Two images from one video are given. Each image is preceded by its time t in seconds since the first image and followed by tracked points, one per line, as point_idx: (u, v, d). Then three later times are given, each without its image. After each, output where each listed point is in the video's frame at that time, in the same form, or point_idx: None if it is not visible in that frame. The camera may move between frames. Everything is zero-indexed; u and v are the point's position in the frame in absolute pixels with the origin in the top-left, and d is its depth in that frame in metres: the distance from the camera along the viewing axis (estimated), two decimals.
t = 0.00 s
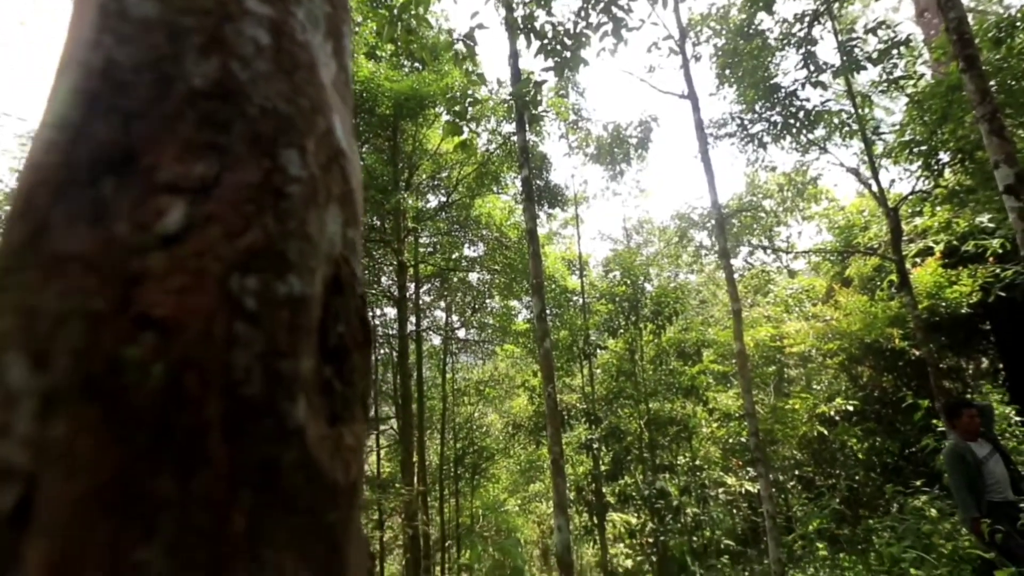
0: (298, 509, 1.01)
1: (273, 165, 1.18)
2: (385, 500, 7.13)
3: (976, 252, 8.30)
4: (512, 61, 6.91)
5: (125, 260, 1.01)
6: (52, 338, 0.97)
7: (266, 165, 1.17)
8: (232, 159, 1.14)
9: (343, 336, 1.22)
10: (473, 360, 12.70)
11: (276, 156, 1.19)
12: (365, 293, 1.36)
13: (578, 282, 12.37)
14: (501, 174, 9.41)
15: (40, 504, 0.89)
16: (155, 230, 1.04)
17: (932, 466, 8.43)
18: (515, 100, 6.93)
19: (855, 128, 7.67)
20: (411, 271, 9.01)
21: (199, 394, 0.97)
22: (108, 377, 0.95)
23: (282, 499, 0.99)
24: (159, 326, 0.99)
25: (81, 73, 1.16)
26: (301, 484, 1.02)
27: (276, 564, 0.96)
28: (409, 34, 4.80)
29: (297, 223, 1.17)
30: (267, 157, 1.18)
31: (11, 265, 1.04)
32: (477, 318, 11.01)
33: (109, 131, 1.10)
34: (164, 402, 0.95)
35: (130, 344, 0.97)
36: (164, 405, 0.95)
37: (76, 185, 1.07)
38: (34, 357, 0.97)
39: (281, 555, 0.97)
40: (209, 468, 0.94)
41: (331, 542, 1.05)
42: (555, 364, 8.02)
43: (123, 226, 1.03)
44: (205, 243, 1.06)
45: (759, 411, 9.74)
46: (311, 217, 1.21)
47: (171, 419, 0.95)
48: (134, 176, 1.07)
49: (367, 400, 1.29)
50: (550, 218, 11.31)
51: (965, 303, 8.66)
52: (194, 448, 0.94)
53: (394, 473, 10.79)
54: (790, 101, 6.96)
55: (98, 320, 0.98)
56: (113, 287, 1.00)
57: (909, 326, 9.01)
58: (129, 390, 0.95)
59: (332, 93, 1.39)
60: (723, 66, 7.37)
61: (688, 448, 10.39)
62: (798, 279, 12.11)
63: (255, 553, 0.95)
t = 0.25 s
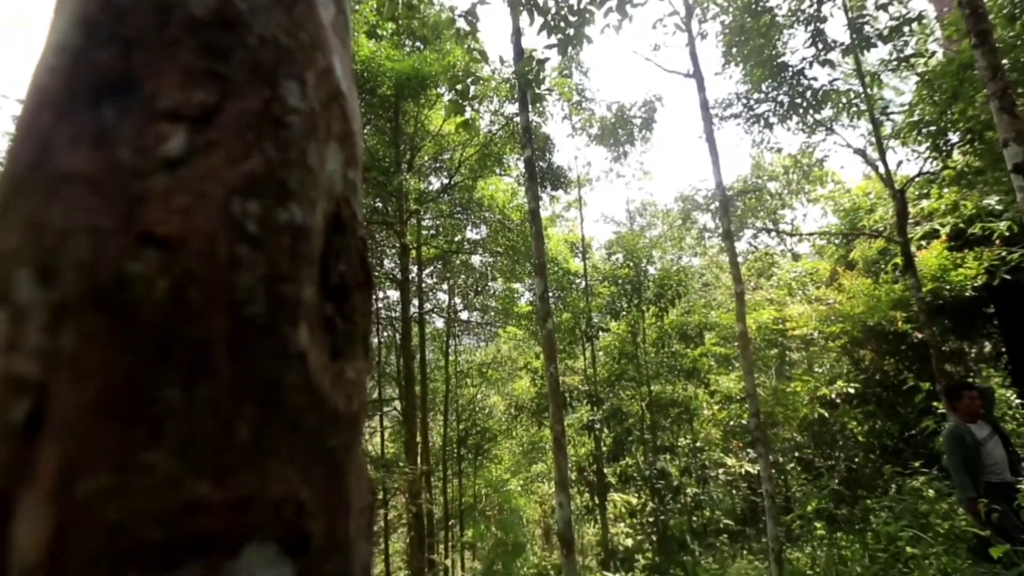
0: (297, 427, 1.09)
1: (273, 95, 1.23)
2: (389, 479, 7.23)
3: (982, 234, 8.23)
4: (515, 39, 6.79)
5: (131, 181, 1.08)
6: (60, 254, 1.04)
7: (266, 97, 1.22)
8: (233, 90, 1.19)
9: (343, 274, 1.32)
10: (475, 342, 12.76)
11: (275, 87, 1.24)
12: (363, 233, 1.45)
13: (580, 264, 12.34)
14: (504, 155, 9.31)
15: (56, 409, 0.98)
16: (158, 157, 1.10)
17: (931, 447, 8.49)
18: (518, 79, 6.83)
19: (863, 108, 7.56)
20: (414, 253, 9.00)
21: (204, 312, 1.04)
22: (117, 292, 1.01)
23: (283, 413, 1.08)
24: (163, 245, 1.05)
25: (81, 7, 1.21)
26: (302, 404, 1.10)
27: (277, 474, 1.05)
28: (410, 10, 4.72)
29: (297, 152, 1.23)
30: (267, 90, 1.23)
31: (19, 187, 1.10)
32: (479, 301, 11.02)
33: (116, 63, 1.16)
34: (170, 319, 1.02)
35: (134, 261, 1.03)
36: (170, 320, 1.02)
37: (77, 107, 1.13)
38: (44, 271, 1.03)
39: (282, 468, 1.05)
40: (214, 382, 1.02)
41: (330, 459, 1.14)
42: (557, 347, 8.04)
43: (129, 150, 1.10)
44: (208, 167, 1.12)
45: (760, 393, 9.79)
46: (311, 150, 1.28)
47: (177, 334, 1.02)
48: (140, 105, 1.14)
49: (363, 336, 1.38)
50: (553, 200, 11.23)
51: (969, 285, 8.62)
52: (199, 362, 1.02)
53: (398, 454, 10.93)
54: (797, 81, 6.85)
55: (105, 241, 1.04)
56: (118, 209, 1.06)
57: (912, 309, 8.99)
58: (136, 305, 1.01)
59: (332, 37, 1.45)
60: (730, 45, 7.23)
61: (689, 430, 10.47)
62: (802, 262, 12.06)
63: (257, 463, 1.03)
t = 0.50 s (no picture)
0: (295, 360, 1.08)
1: (269, 30, 1.22)
2: (389, 463, 7.29)
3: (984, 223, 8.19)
4: (516, 23, 6.69)
5: (123, 110, 1.07)
6: (54, 179, 1.03)
7: (262, 31, 1.21)
8: (228, 23, 1.18)
9: (341, 223, 1.30)
10: (475, 329, 12.78)
11: (272, 22, 1.23)
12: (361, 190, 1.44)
13: (580, 251, 12.31)
14: (504, 141, 9.24)
15: (48, 336, 0.96)
16: (155, 84, 1.10)
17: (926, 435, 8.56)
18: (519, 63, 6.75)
19: (867, 95, 7.49)
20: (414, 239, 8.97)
21: (199, 238, 1.03)
22: (110, 217, 1.01)
23: (284, 353, 1.06)
24: (158, 172, 1.04)
25: None
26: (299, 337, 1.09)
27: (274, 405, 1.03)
28: None
29: (294, 88, 1.22)
30: (264, 25, 1.22)
31: (14, 116, 1.10)
32: (479, 287, 11.01)
33: None
34: (165, 243, 1.01)
35: (128, 188, 1.02)
36: (165, 245, 1.01)
37: (67, 36, 1.13)
38: (38, 197, 1.02)
39: (278, 399, 1.03)
40: (210, 306, 1.00)
41: (327, 399, 1.13)
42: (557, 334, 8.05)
43: (123, 81, 1.09)
44: (203, 98, 1.11)
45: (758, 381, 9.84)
46: (309, 88, 1.25)
47: (171, 258, 1.00)
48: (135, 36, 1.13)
49: (360, 289, 1.36)
50: (554, 187, 11.16)
51: (969, 274, 8.62)
52: (195, 287, 1.00)
53: (398, 439, 11.02)
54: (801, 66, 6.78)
55: (100, 165, 1.03)
56: (113, 136, 1.06)
57: (912, 298, 8.99)
58: (130, 229, 1.00)
59: None
60: (734, 30, 7.13)
61: (687, 417, 10.54)
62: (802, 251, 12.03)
63: (254, 393, 1.01)
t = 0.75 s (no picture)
0: (289, 277, 0.98)
1: None
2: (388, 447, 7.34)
3: (987, 212, 8.15)
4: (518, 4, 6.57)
5: (103, 14, 0.96)
6: (30, 81, 0.93)
7: None
8: None
9: (337, 159, 1.15)
10: (474, 314, 12.78)
11: None
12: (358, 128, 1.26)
13: (581, 237, 12.26)
14: (505, 125, 9.13)
15: (29, 247, 0.88)
16: None
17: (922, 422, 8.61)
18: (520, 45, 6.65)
19: (873, 80, 7.38)
20: (413, 223, 8.93)
21: (186, 150, 0.94)
22: (90, 124, 0.91)
23: (276, 276, 0.96)
24: (142, 80, 0.94)
25: None
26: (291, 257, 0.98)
27: (264, 324, 0.93)
28: None
29: (286, 8, 1.09)
30: None
31: None
32: (479, 273, 10.99)
33: None
34: (150, 147, 0.92)
35: (110, 96, 0.93)
36: (150, 155, 0.92)
37: None
38: (14, 102, 0.93)
39: (269, 321, 0.94)
40: (197, 217, 0.91)
41: (322, 329, 1.02)
42: (555, 320, 8.04)
43: None
44: (192, 9, 1.00)
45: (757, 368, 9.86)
46: (301, 14, 1.12)
47: (157, 168, 0.92)
48: None
49: (360, 230, 1.23)
50: (555, 171, 11.07)
51: (971, 263, 8.59)
52: (183, 199, 0.91)
53: (398, 423, 11.09)
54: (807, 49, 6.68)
55: (79, 68, 0.93)
56: (94, 35, 0.95)
57: (912, 287, 8.98)
58: (114, 137, 0.91)
59: None
60: (741, 11, 7.00)
61: (685, 403, 10.59)
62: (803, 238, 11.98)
63: (245, 312, 0.92)
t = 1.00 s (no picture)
0: (274, 222, 1.12)
1: None
2: (388, 431, 7.37)
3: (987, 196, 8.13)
4: None
5: None
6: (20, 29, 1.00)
7: None
8: None
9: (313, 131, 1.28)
10: (473, 300, 12.77)
11: None
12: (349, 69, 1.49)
13: (580, 222, 12.19)
14: (504, 109, 9.03)
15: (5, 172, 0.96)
16: None
17: (918, 405, 8.68)
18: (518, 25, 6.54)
19: (875, 62, 7.29)
20: (412, 208, 8.87)
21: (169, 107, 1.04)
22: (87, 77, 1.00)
23: (253, 223, 1.09)
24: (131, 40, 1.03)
25: None
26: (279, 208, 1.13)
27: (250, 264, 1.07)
28: None
29: None
30: None
31: None
32: (478, 258, 10.96)
33: None
34: (146, 105, 1.03)
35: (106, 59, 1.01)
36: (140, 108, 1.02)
37: None
38: None
39: (247, 254, 1.07)
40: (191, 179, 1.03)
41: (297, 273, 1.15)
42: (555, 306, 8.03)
43: None
44: None
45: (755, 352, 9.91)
46: None
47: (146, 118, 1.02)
48: None
49: (349, 167, 1.43)
50: (554, 156, 10.98)
51: (969, 247, 8.59)
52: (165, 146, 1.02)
53: (397, 408, 11.14)
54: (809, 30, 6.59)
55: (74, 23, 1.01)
56: None
57: (910, 271, 8.99)
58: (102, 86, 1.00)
59: None
60: None
61: (682, 387, 10.66)
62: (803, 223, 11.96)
63: (221, 243, 1.05)
